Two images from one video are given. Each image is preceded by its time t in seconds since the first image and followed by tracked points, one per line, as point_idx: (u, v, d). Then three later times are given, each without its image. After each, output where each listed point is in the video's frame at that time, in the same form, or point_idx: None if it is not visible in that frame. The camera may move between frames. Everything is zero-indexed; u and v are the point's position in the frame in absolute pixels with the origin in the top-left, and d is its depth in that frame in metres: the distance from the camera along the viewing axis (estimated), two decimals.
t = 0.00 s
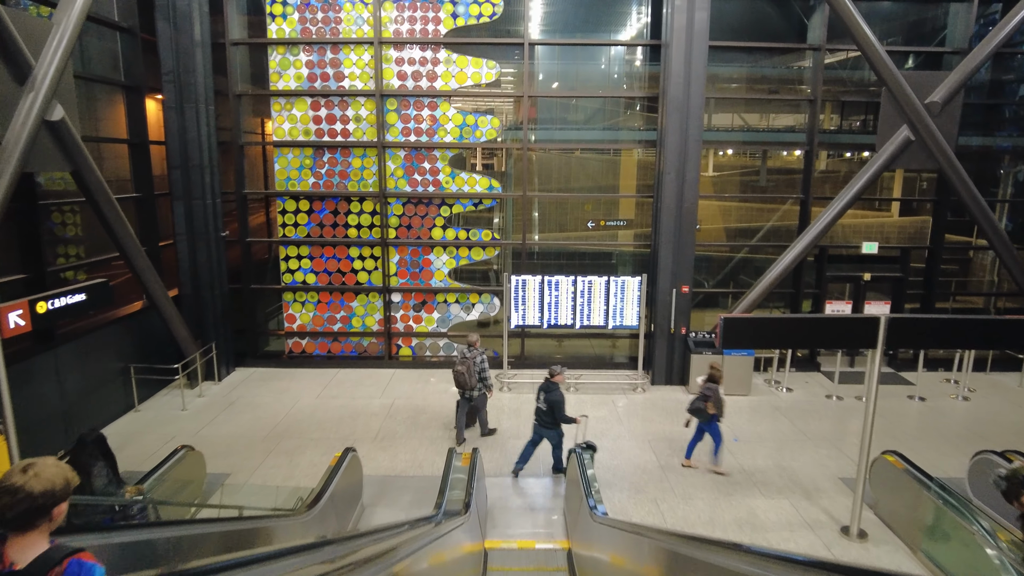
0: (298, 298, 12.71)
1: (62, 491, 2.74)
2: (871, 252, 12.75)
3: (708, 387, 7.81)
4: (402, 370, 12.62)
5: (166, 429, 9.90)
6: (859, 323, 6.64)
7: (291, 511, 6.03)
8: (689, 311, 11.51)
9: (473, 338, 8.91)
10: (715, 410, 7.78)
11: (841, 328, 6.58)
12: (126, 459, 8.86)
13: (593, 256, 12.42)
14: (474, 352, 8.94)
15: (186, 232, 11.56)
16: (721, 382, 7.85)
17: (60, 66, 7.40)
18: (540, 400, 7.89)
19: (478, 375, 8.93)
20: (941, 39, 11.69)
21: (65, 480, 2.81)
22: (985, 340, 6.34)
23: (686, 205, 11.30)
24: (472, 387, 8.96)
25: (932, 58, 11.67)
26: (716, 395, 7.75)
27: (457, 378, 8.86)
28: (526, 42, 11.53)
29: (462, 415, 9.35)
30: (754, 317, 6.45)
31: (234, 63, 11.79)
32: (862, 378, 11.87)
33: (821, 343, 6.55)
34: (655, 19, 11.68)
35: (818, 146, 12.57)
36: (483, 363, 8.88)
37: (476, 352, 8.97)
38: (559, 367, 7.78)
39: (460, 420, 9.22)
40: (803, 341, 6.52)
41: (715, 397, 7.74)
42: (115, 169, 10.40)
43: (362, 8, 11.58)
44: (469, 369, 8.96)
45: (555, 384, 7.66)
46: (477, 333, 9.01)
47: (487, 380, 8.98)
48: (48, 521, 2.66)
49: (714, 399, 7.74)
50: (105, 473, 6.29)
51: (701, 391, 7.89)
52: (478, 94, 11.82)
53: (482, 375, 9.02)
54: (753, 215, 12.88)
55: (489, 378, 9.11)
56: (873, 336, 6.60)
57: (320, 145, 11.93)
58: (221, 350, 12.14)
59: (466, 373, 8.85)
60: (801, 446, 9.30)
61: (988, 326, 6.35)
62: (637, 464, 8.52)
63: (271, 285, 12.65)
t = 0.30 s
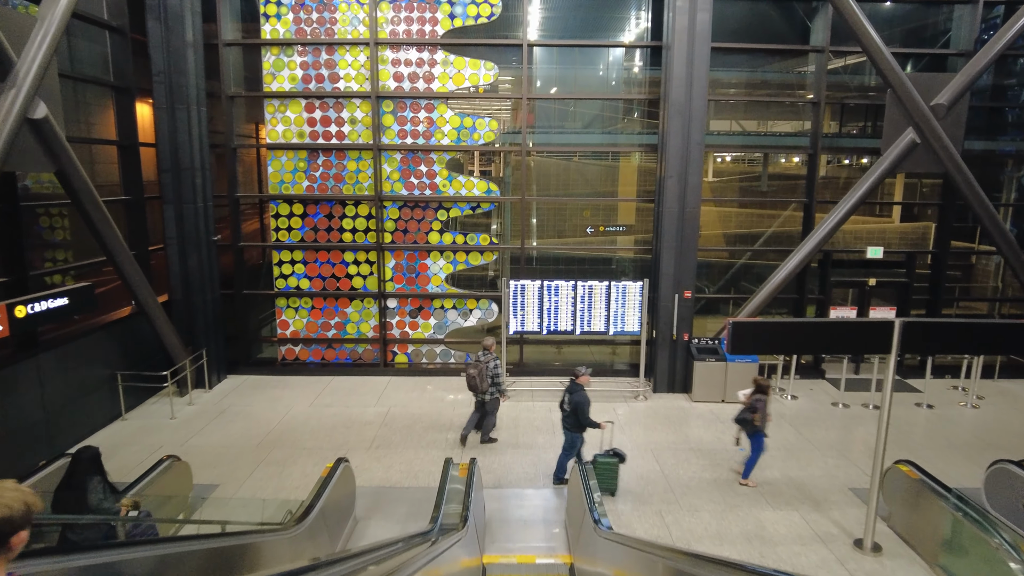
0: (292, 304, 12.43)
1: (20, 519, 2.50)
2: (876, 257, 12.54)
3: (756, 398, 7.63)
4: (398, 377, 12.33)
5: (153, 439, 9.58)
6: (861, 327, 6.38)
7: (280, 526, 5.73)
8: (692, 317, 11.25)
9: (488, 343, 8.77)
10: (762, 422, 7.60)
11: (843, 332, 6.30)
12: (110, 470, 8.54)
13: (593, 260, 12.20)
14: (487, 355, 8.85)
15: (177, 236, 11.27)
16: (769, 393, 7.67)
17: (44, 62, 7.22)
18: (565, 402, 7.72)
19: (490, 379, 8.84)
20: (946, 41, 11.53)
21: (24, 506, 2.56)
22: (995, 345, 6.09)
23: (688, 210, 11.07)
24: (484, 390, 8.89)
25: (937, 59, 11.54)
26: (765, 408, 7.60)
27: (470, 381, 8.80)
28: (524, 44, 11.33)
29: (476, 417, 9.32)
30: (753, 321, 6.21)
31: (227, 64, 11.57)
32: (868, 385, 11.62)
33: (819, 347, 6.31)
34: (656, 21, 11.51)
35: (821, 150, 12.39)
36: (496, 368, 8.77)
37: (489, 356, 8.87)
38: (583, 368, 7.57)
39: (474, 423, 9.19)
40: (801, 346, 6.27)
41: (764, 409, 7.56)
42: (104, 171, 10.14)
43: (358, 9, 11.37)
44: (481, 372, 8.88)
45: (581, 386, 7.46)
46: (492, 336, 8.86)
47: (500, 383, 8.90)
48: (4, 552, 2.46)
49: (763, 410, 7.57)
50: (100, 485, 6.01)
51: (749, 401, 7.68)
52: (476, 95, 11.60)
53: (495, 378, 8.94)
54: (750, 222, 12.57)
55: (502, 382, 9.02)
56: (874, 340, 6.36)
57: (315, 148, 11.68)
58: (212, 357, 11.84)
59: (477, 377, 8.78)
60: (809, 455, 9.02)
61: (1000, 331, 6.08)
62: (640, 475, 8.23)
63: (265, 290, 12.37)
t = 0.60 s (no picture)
0: (284, 305, 12.10)
1: None
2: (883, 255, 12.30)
3: (806, 401, 7.31)
4: (392, 381, 11.97)
5: (137, 443, 9.21)
6: (871, 324, 6.04)
7: (263, 533, 5.37)
8: (696, 317, 10.91)
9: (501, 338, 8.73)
10: (814, 427, 7.28)
11: (853, 329, 5.95)
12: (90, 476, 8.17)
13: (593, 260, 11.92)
14: (497, 350, 8.83)
15: (165, 235, 10.95)
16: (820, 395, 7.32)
17: (23, 49, 6.95)
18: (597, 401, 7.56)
19: (498, 375, 8.80)
20: (952, 35, 11.29)
21: None
22: (1013, 340, 5.79)
23: (692, 207, 10.77)
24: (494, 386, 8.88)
25: (943, 53, 11.28)
26: (816, 411, 7.27)
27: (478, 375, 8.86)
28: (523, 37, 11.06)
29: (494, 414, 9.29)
30: (758, 318, 5.86)
31: (218, 59, 11.30)
32: (876, 388, 11.29)
33: (827, 345, 5.97)
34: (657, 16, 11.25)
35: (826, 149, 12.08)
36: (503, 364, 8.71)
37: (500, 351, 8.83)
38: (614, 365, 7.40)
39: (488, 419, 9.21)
40: (811, 343, 5.94)
41: (815, 412, 7.24)
42: (89, 167, 9.81)
43: (352, 3, 11.13)
44: (491, 368, 8.88)
45: (610, 384, 7.29)
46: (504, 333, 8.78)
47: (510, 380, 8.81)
48: None
49: (813, 413, 7.24)
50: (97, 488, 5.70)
51: (797, 405, 7.37)
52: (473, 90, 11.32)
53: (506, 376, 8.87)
54: (755, 223, 12.38)
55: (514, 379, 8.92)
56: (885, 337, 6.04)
57: (308, 144, 11.39)
58: (201, 360, 11.48)
59: (486, 371, 8.81)
60: (819, 459, 8.68)
61: (1019, 325, 5.79)
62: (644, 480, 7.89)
63: (256, 291, 12.05)
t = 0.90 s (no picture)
0: (276, 307, 11.82)
1: None
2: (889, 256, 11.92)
3: (852, 406, 6.99)
4: (387, 385, 11.67)
5: (122, 449, 8.90)
6: (882, 321, 5.73)
7: (246, 544, 5.05)
8: (699, 319, 10.62)
9: (514, 336, 8.60)
10: (858, 434, 6.94)
11: (864, 326, 5.65)
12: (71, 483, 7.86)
13: (593, 263, 11.62)
14: (511, 349, 8.68)
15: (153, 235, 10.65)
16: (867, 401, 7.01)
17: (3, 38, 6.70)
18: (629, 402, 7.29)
19: (510, 374, 8.64)
20: (958, 31, 11.08)
21: None
22: None
23: (694, 206, 10.51)
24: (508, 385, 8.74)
25: (949, 50, 11.06)
26: (861, 417, 6.92)
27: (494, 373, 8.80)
28: (521, 34, 10.83)
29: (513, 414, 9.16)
30: (764, 316, 5.57)
31: (209, 57, 11.06)
32: (883, 392, 11.01)
33: (834, 344, 5.68)
34: (658, 12, 11.04)
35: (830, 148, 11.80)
36: (514, 363, 8.54)
37: (513, 350, 8.69)
38: (647, 364, 7.13)
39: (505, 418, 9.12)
40: (823, 342, 5.65)
41: (861, 417, 6.92)
42: (75, 166, 9.54)
43: None
44: (505, 366, 8.74)
45: (645, 385, 7.07)
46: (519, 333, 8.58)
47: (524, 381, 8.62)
48: None
49: (859, 419, 6.92)
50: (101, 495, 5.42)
51: (844, 410, 7.05)
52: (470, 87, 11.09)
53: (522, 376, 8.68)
54: (755, 227, 12.08)
55: (527, 380, 8.68)
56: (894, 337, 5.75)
57: (301, 143, 11.13)
58: (190, 364, 11.17)
59: (500, 370, 8.71)
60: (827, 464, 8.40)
61: None
62: (648, 486, 7.60)
63: (248, 294, 11.76)
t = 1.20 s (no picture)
0: (269, 304, 11.48)
1: None
2: (897, 251, 11.81)
3: (906, 405, 6.68)
4: (383, 385, 11.33)
5: (106, 450, 8.55)
6: (893, 312, 5.38)
7: (229, 548, 4.72)
8: (704, 315, 10.29)
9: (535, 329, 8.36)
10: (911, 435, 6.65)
11: (876, 318, 5.30)
12: (51, 485, 7.50)
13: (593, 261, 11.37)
14: (532, 342, 8.43)
15: (142, 229, 10.30)
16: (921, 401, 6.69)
17: None
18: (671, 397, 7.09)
19: (528, 368, 8.38)
20: (968, 21, 10.83)
21: None
22: None
23: (698, 199, 10.21)
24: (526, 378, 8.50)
25: (959, 40, 10.78)
26: (914, 417, 6.64)
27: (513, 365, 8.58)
28: (520, 22, 10.53)
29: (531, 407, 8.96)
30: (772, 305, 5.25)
31: (200, 46, 10.75)
32: (893, 391, 10.70)
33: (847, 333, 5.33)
34: None
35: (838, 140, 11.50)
36: (533, 357, 8.27)
37: (534, 343, 8.44)
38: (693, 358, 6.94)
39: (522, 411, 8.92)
40: (838, 334, 5.31)
41: (913, 418, 6.63)
42: (59, 156, 9.19)
43: None
44: (525, 360, 8.49)
45: (688, 379, 6.86)
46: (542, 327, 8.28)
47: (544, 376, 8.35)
48: None
49: (911, 420, 6.62)
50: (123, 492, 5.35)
51: (896, 409, 6.76)
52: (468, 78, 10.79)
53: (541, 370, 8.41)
54: (757, 226, 11.77)
55: (547, 376, 8.39)
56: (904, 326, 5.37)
57: (294, 134, 10.83)
58: (179, 363, 10.83)
59: (518, 362, 8.47)
60: (839, 464, 8.08)
61: None
62: (654, 487, 7.28)
63: (240, 290, 11.43)
